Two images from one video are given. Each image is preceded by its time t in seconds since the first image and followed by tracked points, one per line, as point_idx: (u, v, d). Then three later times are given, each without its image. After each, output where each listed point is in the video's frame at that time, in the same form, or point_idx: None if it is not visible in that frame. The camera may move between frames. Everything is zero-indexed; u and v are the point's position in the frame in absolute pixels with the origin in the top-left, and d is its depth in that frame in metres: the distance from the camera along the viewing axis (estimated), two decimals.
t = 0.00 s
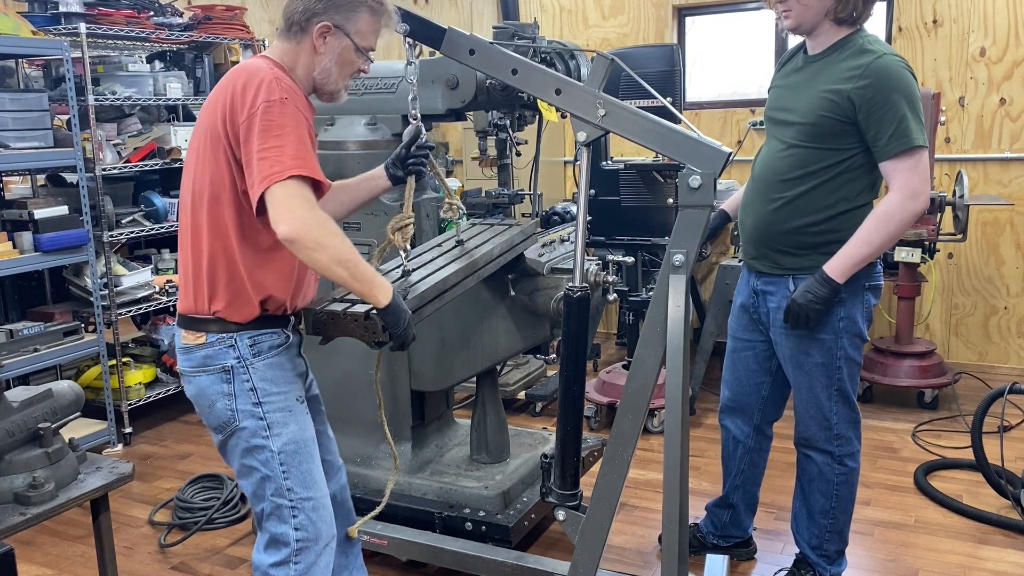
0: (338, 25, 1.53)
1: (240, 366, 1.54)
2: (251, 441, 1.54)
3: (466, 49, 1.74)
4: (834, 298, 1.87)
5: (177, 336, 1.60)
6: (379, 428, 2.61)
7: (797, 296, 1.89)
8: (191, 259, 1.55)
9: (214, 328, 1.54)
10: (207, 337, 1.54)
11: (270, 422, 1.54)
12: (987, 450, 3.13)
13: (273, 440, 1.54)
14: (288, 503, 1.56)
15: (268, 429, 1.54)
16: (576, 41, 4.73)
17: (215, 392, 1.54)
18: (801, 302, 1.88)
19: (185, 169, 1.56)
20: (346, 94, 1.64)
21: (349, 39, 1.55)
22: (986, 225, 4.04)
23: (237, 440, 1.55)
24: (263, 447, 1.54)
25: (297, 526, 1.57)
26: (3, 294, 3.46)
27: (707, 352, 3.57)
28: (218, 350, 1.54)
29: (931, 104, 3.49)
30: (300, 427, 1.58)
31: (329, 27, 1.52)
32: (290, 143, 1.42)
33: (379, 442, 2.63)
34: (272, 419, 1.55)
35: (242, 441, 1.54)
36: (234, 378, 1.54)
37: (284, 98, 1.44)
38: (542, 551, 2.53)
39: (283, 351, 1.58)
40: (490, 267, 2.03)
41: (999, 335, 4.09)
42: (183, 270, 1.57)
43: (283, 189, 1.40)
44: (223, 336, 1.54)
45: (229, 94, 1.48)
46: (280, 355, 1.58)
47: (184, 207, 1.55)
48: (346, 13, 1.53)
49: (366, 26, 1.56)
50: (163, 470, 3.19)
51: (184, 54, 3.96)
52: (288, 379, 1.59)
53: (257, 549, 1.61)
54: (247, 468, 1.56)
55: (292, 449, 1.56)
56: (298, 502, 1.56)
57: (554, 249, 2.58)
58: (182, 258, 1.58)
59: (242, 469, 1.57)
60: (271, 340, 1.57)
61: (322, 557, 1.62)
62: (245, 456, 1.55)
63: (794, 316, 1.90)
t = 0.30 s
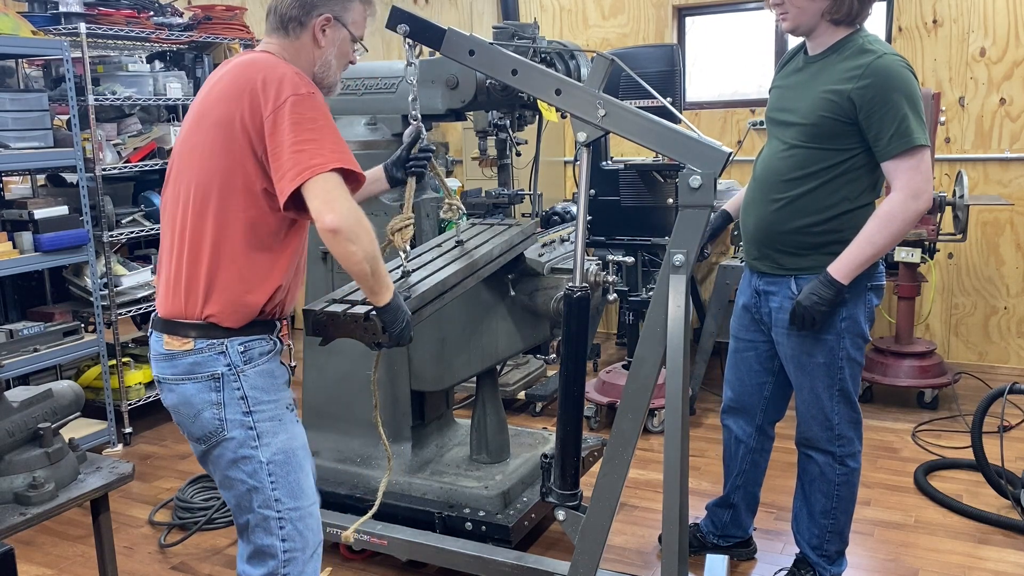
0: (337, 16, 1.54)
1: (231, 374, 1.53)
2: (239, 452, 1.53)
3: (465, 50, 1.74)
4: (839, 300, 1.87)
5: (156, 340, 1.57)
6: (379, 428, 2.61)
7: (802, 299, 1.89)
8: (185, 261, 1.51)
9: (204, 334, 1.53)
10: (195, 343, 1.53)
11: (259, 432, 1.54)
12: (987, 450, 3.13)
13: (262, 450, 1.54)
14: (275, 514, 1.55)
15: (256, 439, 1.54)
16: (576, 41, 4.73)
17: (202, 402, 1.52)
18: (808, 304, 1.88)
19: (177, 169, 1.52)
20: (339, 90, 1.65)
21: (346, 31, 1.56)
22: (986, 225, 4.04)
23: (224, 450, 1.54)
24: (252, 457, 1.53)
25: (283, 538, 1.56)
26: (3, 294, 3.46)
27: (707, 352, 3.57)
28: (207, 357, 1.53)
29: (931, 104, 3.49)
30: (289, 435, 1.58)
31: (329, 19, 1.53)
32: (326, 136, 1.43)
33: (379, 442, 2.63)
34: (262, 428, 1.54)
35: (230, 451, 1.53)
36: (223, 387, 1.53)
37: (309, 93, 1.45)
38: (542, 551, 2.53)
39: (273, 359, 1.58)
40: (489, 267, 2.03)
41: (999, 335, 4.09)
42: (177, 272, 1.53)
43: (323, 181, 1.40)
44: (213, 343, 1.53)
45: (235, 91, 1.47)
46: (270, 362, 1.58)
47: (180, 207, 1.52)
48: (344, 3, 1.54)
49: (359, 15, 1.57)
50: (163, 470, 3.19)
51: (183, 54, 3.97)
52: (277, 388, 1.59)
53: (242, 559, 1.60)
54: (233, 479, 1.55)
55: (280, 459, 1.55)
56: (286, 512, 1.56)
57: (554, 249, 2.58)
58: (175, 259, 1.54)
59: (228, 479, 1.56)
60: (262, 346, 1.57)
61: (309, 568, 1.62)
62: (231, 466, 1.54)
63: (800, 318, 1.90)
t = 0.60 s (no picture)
0: (341, 22, 1.53)
1: (238, 372, 1.53)
2: (245, 450, 1.53)
3: (465, 50, 1.74)
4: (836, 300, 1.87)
5: (160, 339, 1.56)
6: (379, 428, 2.61)
7: (799, 299, 1.90)
8: (188, 262, 1.51)
9: (212, 332, 1.52)
10: (202, 341, 1.52)
11: (265, 430, 1.54)
12: (987, 450, 3.13)
13: (267, 448, 1.54)
14: (279, 512, 1.56)
15: (262, 437, 1.54)
16: (576, 41, 4.73)
17: (209, 400, 1.52)
18: (805, 305, 1.88)
19: (179, 168, 1.52)
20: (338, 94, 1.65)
21: (349, 39, 1.55)
22: (986, 225, 4.04)
23: (229, 448, 1.53)
24: (257, 455, 1.54)
25: (286, 535, 1.57)
26: (2, 295, 3.46)
27: (707, 352, 3.57)
28: (215, 355, 1.52)
29: (931, 104, 3.50)
30: (294, 434, 1.59)
31: (332, 23, 1.52)
32: (337, 132, 1.43)
33: (379, 442, 2.63)
34: (267, 426, 1.55)
35: (235, 449, 1.53)
36: (230, 385, 1.53)
37: (320, 90, 1.46)
38: (542, 551, 2.53)
39: (277, 357, 1.59)
40: (489, 267, 2.03)
41: (999, 335, 4.09)
42: (180, 270, 1.52)
43: (336, 174, 1.40)
44: (220, 341, 1.52)
45: (240, 90, 1.47)
46: (276, 360, 1.58)
47: (185, 205, 1.51)
48: (349, 10, 1.54)
49: (365, 27, 1.57)
50: (163, 470, 3.18)
51: (183, 54, 3.97)
52: (282, 386, 1.59)
53: (243, 559, 1.60)
54: (237, 477, 1.55)
55: (285, 457, 1.56)
56: (290, 511, 1.57)
57: (554, 249, 2.58)
58: (178, 257, 1.53)
59: (232, 478, 1.55)
60: (267, 345, 1.57)
61: (309, 566, 1.63)
62: (236, 465, 1.54)
63: (796, 318, 1.90)
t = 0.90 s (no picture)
0: (337, 22, 1.53)
1: (239, 370, 1.53)
2: (246, 448, 1.53)
3: (465, 50, 1.74)
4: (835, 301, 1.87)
5: (162, 339, 1.57)
6: (379, 428, 2.61)
7: (797, 301, 1.90)
8: (187, 262, 1.51)
9: (214, 331, 1.52)
10: (204, 341, 1.52)
11: (266, 429, 1.54)
12: (987, 450, 3.13)
13: (269, 447, 1.54)
14: (280, 511, 1.55)
15: (263, 435, 1.54)
16: (576, 41, 4.73)
17: (211, 399, 1.52)
18: (804, 306, 1.88)
19: (176, 169, 1.52)
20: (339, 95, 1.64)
21: (345, 39, 1.54)
22: (986, 225, 4.04)
23: (231, 447, 1.54)
24: (259, 454, 1.54)
25: (288, 534, 1.56)
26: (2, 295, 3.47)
27: (707, 352, 3.57)
28: (216, 354, 1.52)
29: (931, 104, 3.50)
30: (296, 433, 1.58)
31: (327, 22, 1.52)
32: (328, 133, 1.43)
33: (379, 442, 2.63)
34: (269, 425, 1.54)
35: (237, 447, 1.53)
36: (232, 384, 1.53)
37: (311, 90, 1.45)
38: (542, 551, 2.53)
39: (279, 356, 1.58)
40: (489, 267, 2.03)
41: (999, 335, 4.09)
42: (179, 270, 1.53)
43: (330, 175, 1.40)
44: (222, 340, 1.52)
45: (238, 91, 1.47)
46: (277, 359, 1.58)
47: (182, 205, 1.52)
48: (347, 11, 1.53)
49: (365, 28, 1.56)
50: (163, 470, 3.19)
51: (183, 54, 3.97)
52: (284, 385, 1.59)
53: (245, 557, 1.60)
54: (240, 475, 1.55)
55: (287, 456, 1.56)
56: (292, 509, 1.56)
57: (554, 249, 2.58)
58: (177, 257, 1.53)
59: (234, 476, 1.56)
60: (268, 344, 1.57)
61: (312, 564, 1.62)
62: (238, 463, 1.54)
63: (795, 319, 1.90)
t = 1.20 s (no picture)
0: (328, 27, 1.51)
1: (227, 367, 1.53)
2: (237, 443, 1.54)
3: (466, 51, 1.74)
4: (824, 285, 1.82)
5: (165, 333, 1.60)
6: (379, 428, 2.61)
7: (787, 280, 1.84)
8: (179, 265, 1.54)
9: (201, 328, 1.54)
10: (195, 337, 1.54)
11: (255, 425, 1.54)
12: (987, 450, 3.13)
13: (258, 442, 1.54)
14: (273, 506, 1.55)
15: (253, 431, 1.54)
16: (576, 41, 4.73)
17: (202, 393, 1.54)
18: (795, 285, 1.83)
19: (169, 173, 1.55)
20: (338, 99, 1.63)
21: (338, 44, 1.53)
22: (986, 225, 4.04)
23: (224, 441, 1.55)
24: (249, 449, 1.54)
25: (283, 529, 1.56)
26: (3, 295, 3.47)
27: (707, 352, 3.57)
28: (206, 350, 1.53)
29: (931, 104, 3.50)
30: (288, 430, 1.58)
31: (318, 27, 1.51)
32: (302, 136, 1.42)
33: (379, 443, 2.63)
34: (258, 421, 1.54)
35: (229, 442, 1.54)
36: (221, 379, 1.54)
37: (287, 93, 1.44)
38: (542, 551, 2.53)
39: (271, 353, 1.58)
40: (489, 267, 2.03)
41: (999, 335, 4.09)
42: (173, 272, 1.56)
43: (300, 183, 1.39)
44: (211, 337, 1.53)
45: (219, 96, 1.47)
46: (268, 356, 1.57)
47: (174, 209, 1.54)
48: (339, 16, 1.51)
49: (358, 34, 1.53)
50: (163, 470, 3.19)
51: (183, 54, 3.97)
52: (276, 381, 1.58)
53: (245, 552, 1.61)
54: (233, 470, 1.56)
55: (277, 452, 1.55)
56: (285, 506, 1.56)
57: (554, 249, 2.58)
58: (172, 259, 1.57)
59: (228, 471, 1.57)
60: (259, 341, 1.56)
61: (311, 560, 1.62)
62: (230, 458, 1.55)
63: (780, 299, 1.84)
